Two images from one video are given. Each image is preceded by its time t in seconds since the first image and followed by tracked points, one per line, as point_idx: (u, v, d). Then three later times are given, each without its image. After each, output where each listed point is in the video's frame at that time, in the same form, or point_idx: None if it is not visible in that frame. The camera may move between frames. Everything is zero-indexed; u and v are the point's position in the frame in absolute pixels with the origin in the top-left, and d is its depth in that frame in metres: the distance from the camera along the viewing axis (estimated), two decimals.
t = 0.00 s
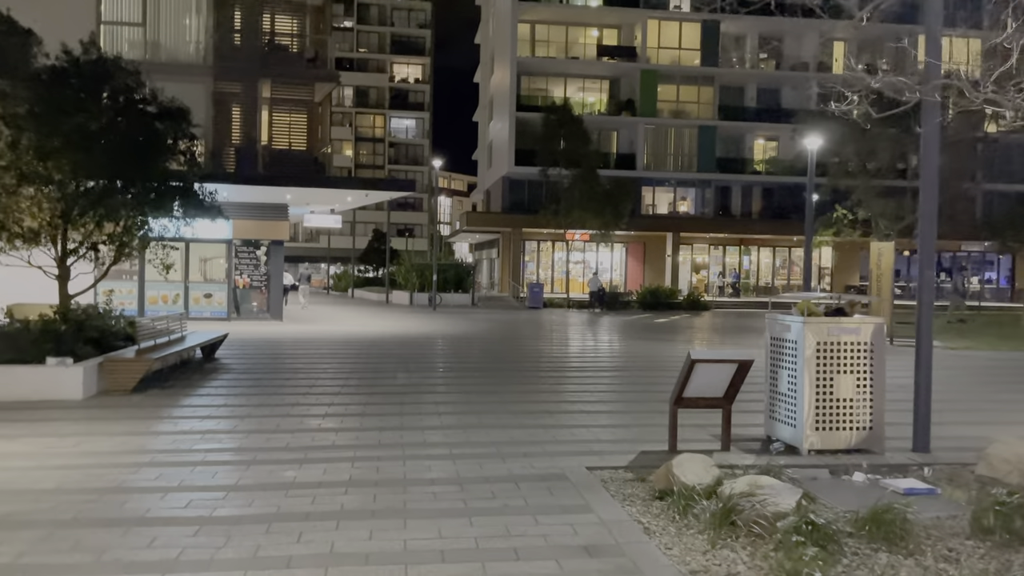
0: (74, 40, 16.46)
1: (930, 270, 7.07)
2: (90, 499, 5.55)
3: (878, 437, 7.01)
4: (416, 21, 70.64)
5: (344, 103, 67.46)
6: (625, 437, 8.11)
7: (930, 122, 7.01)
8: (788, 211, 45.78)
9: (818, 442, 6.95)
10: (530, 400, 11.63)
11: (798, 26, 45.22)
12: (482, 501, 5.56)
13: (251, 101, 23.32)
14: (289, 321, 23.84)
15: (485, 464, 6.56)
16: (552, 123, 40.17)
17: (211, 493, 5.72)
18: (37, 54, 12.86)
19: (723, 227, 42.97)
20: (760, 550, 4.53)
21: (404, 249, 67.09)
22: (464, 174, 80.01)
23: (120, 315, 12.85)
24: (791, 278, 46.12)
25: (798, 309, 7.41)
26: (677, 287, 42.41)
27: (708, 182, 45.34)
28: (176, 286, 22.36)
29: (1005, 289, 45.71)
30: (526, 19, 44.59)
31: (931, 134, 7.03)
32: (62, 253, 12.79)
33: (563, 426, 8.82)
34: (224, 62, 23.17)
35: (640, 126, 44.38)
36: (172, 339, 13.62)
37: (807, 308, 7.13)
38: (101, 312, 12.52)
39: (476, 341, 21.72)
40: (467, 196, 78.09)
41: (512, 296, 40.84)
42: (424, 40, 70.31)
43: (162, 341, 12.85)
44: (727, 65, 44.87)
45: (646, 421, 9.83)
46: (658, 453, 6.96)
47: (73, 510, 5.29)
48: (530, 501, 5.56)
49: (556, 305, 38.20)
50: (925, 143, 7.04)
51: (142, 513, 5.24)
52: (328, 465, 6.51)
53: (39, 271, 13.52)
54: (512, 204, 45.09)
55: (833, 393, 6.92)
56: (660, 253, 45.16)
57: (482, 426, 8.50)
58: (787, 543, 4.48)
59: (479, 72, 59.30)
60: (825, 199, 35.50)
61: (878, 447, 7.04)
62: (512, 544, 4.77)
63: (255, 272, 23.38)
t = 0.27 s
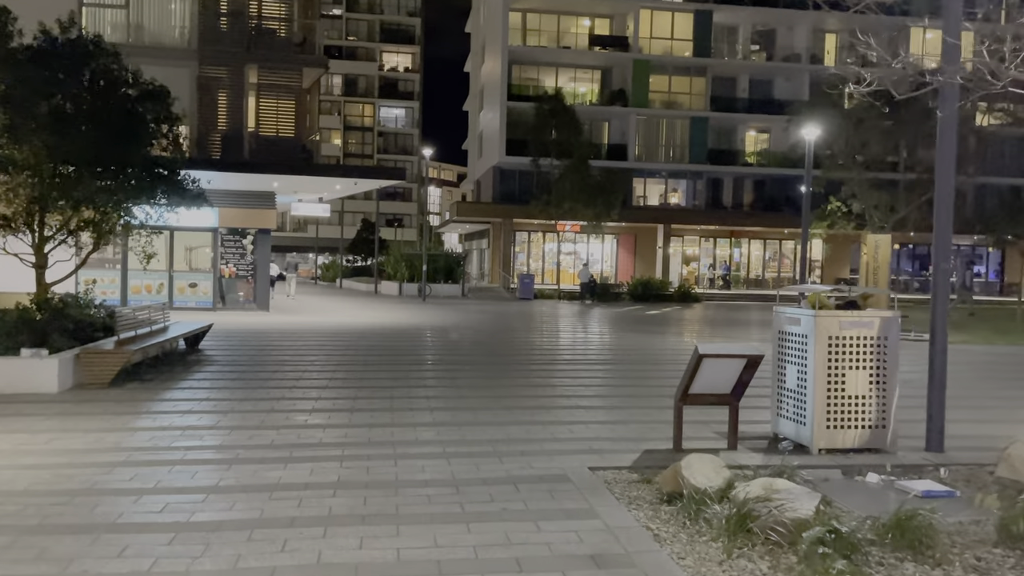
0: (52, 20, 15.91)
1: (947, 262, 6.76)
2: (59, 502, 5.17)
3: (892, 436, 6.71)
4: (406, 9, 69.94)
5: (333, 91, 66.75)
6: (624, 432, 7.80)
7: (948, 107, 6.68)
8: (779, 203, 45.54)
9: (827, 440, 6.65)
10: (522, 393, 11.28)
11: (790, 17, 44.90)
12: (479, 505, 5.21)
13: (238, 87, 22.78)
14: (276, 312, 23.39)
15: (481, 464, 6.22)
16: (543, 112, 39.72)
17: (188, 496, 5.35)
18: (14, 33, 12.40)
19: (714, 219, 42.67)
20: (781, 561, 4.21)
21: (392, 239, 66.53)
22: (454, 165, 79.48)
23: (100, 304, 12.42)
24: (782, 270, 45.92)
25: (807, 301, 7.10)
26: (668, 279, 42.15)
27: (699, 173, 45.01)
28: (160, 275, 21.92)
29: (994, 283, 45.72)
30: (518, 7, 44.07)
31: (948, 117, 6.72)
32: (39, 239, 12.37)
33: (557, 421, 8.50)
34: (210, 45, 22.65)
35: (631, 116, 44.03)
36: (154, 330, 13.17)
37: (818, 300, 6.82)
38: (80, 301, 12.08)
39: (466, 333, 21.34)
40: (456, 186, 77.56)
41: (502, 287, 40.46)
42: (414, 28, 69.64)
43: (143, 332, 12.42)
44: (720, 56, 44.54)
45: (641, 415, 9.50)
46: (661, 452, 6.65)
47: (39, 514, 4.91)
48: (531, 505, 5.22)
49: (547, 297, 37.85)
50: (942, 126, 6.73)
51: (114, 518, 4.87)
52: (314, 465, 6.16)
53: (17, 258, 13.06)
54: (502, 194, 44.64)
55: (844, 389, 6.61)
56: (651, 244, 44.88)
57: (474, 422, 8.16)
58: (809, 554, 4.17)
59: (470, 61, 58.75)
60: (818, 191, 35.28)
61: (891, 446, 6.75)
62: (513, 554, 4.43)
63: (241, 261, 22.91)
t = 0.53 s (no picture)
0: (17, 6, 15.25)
1: (957, 258, 6.48)
2: (13, 522, 4.74)
3: (900, 440, 6.42)
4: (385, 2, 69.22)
5: (311, 85, 65.90)
6: (618, 433, 7.46)
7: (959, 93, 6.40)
8: (760, 198, 45.47)
9: (833, 445, 6.36)
10: (508, 392, 10.91)
11: (771, 11, 44.79)
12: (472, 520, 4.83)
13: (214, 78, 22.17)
14: (254, 309, 22.86)
15: (471, 473, 5.85)
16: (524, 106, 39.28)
17: (156, 513, 4.93)
18: None
19: (696, 214, 42.52)
20: None
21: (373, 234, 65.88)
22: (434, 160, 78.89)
23: (69, 302, 11.92)
24: (763, 265, 45.89)
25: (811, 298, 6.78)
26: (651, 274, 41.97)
27: (681, 169, 44.81)
28: (134, 272, 21.36)
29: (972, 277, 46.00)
30: None
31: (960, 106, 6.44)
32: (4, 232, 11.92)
33: (546, 423, 8.15)
34: (185, 35, 22.04)
35: (613, 111, 43.72)
36: (126, 329, 12.65)
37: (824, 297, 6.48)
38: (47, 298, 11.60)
39: (448, 329, 20.94)
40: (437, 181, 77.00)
41: (484, 283, 40.07)
42: (394, 22, 68.94)
43: (115, 331, 11.91)
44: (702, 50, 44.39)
45: (632, 413, 9.17)
46: (660, 458, 6.32)
47: None
48: (528, 519, 4.87)
49: (529, 292, 37.52)
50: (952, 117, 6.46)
51: (73, 540, 4.45)
52: (294, 476, 5.76)
53: None
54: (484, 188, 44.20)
55: (850, 391, 6.31)
56: (633, 240, 44.65)
57: (460, 425, 7.80)
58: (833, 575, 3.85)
59: (451, 54, 58.21)
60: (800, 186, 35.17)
61: (898, 449, 6.47)
62: None
63: (217, 257, 22.43)
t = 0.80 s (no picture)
0: None
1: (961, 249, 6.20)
2: None
3: (907, 441, 6.12)
4: None
5: (283, 79, 64.92)
6: (609, 434, 7.10)
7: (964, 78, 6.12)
8: (736, 191, 45.40)
9: (838, 446, 6.04)
10: (487, 389, 10.49)
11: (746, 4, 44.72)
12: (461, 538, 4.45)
13: (181, 70, 21.50)
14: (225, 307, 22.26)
15: (457, 485, 5.46)
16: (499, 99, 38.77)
17: (118, 536, 4.49)
18: None
19: (673, 207, 42.34)
20: None
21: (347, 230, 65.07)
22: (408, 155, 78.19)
23: (29, 304, 11.31)
24: (740, 258, 45.87)
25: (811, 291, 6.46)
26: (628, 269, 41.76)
27: (656, 162, 44.64)
28: (99, 271, 20.69)
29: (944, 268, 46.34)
30: None
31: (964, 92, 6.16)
32: None
33: (530, 424, 7.77)
34: (149, 25, 21.30)
35: (589, 104, 43.40)
36: (89, 330, 12.05)
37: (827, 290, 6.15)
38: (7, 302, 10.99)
39: (425, 326, 20.51)
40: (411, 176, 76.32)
41: (460, 278, 39.60)
42: (366, 15, 68.14)
43: (76, 333, 11.32)
44: (677, 43, 44.25)
45: (618, 410, 8.81)
46: (657, 462, 5.97)
47: None
48: (521, 536, 4.48)
49: (506, 288, 37.16)
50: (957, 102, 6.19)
51: (18, 572, 4.00)
52: (265, 490, 5.33)
53: None
54: (459, 183, 43.71)
55: (854, 390, 5.99)
56: (610, 234, 44.36)
57: (442, 429, 7.40)
58: None
59: (424, 47, 57.58)
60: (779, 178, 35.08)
61: (905, 450, 6.16)
62: None
63: (186, 254, 21.78)
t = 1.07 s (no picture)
0: None
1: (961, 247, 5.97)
2: None
3: (907, 450, 5.85)
4: None
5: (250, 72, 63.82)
6: (592, 441, 6.76)
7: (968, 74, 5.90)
8: (708, 187, 45.41)
9: (836, 455, 5.75)
10: (463, 389, 10.08)
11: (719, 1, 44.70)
12: (443, 565, 4.07)
13: (142, 60, 20.81)
14: (190, 305, 21.61)
15: (436, 501, 5.07)
16: (470, 93, 38.25)
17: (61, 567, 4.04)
18: None
19: (646, 204, 42.23)
20: None
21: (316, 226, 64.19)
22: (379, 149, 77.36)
23: None
24: (712, 255, 45.92)
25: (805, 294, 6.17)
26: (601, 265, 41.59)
27: (629, 158, 44.47)
28: (58, 268, 19.92)
29: (912, 265, 46.81)
30: None
31: (966, 87, 5.94)
32: None
33: (508, 428, 7.39)
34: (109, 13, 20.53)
35: (562, 99, 43.12)
36: (44, 330, 11.46)
37: (825, 292, 5.85)
38: None
39: (396, 324, 20.06)
40: (382, 172, 75.54)
41: (432, 275, 39.11)
42: (335, 8, 67.19)
43: (30, 334, 10.72)
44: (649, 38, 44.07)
45: (597, 413, 8.47)
46: (647, 474, 5.63)
47: None
48: (508, 561, 4.12)
49: (479, 285, 36.75)
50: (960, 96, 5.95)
51: None
52: (228, 510, 4.89)
53: None
54: (431, 179, 43.18)
55: (853, 397, 5.71)
56: (583, 232, 44.07)
57: (418, 436, 6.99)
58: None
59: (395, 41, 56.89)
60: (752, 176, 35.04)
61: (905, 459, 5.89)
62: None
63: (149, 251, 20.93)
